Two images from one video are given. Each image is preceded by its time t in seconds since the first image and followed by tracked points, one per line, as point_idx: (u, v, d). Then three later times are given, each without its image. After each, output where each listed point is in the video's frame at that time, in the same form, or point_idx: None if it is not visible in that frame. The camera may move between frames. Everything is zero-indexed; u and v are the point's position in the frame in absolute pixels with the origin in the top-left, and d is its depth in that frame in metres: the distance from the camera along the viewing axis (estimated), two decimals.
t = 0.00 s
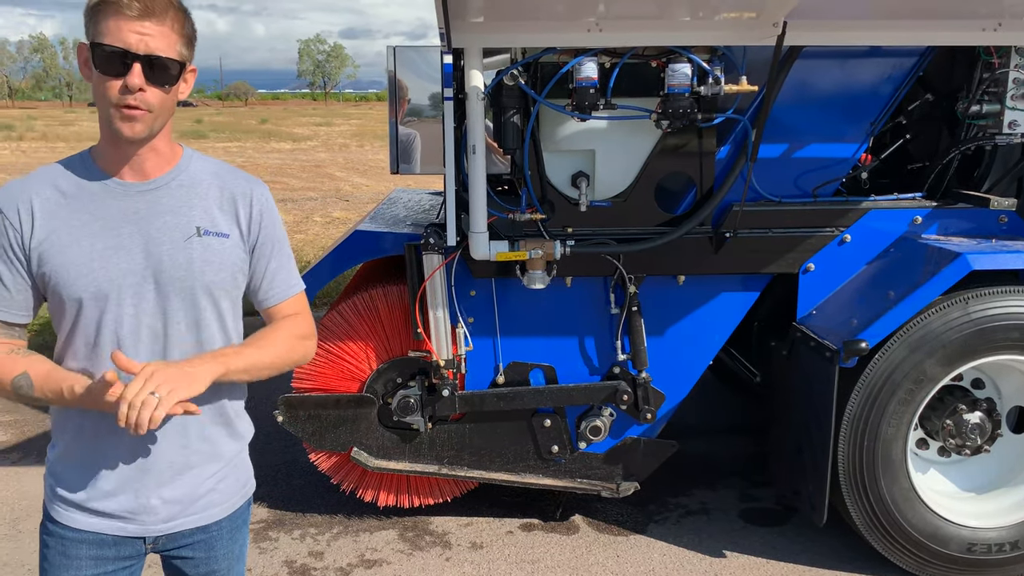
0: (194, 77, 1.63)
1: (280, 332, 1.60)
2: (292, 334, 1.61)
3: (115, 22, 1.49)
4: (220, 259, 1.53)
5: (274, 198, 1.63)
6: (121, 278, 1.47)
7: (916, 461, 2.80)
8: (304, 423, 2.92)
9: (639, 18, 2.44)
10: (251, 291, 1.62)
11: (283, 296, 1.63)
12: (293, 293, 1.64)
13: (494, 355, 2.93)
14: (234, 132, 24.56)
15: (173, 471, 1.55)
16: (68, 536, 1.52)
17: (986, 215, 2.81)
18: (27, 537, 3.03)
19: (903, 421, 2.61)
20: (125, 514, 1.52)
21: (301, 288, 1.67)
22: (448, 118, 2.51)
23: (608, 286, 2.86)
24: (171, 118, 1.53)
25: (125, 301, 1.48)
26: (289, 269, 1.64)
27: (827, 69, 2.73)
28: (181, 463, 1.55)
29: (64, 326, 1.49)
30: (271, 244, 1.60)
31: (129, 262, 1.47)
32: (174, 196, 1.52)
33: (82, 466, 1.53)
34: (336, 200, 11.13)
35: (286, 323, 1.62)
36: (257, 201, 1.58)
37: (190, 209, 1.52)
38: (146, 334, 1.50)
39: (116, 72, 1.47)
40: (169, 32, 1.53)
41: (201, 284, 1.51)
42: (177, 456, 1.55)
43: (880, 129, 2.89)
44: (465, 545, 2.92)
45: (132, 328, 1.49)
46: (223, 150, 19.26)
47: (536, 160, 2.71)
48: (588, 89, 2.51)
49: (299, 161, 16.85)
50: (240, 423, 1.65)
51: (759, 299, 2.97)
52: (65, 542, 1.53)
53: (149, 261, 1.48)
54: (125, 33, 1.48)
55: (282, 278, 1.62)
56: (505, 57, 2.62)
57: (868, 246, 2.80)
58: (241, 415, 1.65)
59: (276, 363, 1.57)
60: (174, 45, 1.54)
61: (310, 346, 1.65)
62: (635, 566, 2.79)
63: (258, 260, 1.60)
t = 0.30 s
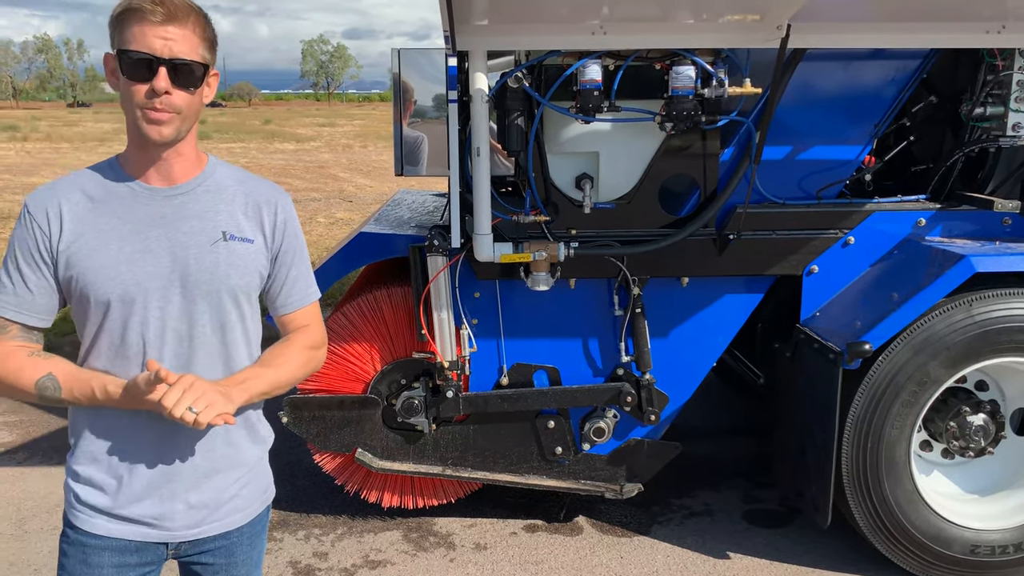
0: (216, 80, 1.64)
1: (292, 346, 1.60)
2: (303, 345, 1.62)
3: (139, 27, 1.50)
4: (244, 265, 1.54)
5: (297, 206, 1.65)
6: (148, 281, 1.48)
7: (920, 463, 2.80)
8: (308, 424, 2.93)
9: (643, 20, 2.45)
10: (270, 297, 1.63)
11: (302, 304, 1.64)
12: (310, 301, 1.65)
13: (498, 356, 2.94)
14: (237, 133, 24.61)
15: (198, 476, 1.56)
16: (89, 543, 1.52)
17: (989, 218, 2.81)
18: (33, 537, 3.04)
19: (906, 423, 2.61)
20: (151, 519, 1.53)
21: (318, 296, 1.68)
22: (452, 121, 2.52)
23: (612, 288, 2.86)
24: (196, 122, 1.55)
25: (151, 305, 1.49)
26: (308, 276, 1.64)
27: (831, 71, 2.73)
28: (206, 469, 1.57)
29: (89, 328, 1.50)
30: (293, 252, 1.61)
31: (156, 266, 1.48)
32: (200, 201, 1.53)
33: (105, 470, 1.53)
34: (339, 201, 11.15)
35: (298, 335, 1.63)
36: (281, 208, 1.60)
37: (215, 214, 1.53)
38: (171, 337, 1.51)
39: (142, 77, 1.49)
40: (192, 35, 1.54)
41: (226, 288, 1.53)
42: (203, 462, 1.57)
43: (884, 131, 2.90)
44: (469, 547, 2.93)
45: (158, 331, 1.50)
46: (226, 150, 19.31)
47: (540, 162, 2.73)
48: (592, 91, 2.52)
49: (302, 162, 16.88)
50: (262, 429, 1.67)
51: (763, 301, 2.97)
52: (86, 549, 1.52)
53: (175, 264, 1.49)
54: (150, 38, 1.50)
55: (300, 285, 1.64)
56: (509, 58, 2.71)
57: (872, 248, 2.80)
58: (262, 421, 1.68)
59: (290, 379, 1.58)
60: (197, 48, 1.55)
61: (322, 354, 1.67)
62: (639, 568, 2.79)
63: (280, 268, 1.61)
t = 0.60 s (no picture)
0: (235, 85, 1.66)
1: (309, 350, 1.61)
2: (320, 349, 1.63)
3: (158, 35, 1.52)
4: (262, 269, 1.55)
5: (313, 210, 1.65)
6: (168, 285, 1.49)
7: (923, 464, 2.80)
8: (313, 425, 2.94)
9: (647, 23, 2.46)
10: (287, 301, 1.64)
11: (317, 308, 1.64)
12: (326, 305, 1.66)
13: (502, 357, 2.94)
14: (241, 133, 24.65)
15: (218, 477, 1.57)
16: (111, 544, 1.52)
17: (994, 219, 2.81)
18: (39, 537, 3.06)
19: (910, 425, 2.61)
20: (172, 519, 1.54)
21: (336, 300, 1.69)
22: (457, 124, 2.53)
23: (616, 289, 2.87)
24: (216, 127, 1.57)
25: (171, 308, 1.50)
26: (324, 280, 1.65)
27: (836, 73, 2.74)
28: (225, 469, 1.58)
29: (109, 331, 1.51)
30: (309, 256, 1.62)
31: (175, 270, 1.49)
32: (219, 206, 1.54)
33: (125, 471, 1.54)
34: (342, 202, 11.17)
35: (315, 339, 1.64)
36: (298, 213, 1.61)
37: (234, 219, 1.54)
38: (190, 340, 1.52)
39: (162, 84, 1.50)
40: (210, 41, 1.56)
41: (244, 292, 1.53)
42: (222, 463, 1.58)
43: (887, 133, 2.91)
44: (474, 547, 2.94)
45: (177, 334, 1.51)
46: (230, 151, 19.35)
47: (544, 164, 2.72)
48: (596, 93, 2.53)
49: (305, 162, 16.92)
50: (278, 430, 1.69)
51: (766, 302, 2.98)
52: (109, 550, 1.52)
53: (194, 268, 1.50)
54: (169, 46, 1.52)
55: (316, 290, 1.64)
56: (514, 60, 2.71)
57: (876, 250, 2.81)
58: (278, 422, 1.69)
59: (306, 383, 1.58)
60: (216, 54, 1.57)
61: (339, 358, 1.67)
62: (643, 568, 2.80)
63: (296, 272, 1.62)
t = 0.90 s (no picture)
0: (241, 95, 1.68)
1: (310, 358, 1.63)
2: (321, 357, 1.65)
3: (168, 46, 1.54)
4: (266, 276, 1.58)
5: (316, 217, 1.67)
6: (173, 293, 1.51)
7: (925, 467, 2.81)
8: (318, 427, 2.95)
9: (649, 28, 2.47)
10: (290, 307, 1.66)
11: (318, 315, 1.67)
12: (327, 312, 1.68)
13: (505, 360, 2.96)
14: (245, 134, 24.73)
15: (222, 483, 1.59)
16: (117, 548, 1.55)
17: (995, 223, 2.81)
18: (46, 538, 3.08)
19: (911, 428, 2.63)
20: (177, 524, 1.56)
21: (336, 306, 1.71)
22: (461, 128, 2.55)
23: (619, 292, 2.88)
24: (221, 137, 1.59)
25: (176, 316, 1.52)
26: (326, 287, 1.68)
27: (839, 77, 2.77)
28: (230, 475, 1.60)
29: (116, 338, 1.53)
30: (312, 262, 1.64)
31: (180, 278, 1.52)
32: (223, 214, 1.56)
33: (132, 477, 1.56)
34: (347, 203, 11.20)
35: (316, 347, 1.66)
36: (302, 219, 1.62)
37: (238, 227, 1.56)
38: (196, 348, 1.54)
39: (169, 94, 1.53)
40: (219, 54, 1.58)
41: (249, 299, 1.56)
42: (226, 468, 1.60)
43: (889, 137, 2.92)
44: (477, 549, 2.96)
45: (182, 342, 1.53)
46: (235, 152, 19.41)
47: (547, 169, 2.74)
48: (599, 98, 2.55)
49: (310, 163, 16.98)
50: (282, 435, 1.70)
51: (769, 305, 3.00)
52: (115, 554, 1.55)
53: (199, 277, 1.52)
54: (178, 57, 1.54)
55: (318, 296, 1.66)
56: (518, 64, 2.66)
57: (878, 254, 2.82)
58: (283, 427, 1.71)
59: (308, 392, 1.60)
60: (224, 66, 1.59)
61: (340, 365, 1.70)
62: (645, 570, 2.81)
63: (300, 278, 1.64)
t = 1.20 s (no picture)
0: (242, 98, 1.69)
1: (314, 356, 1.66)
2: (324, 357, 1.67)
3: (169, 50, 1.55)
4: (269, 285, 1.60)
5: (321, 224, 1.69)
6: (176, 303, 1.53)
7: (928, 470, 2.83)
8: (324, 430, 2.96)
9: (653, 34, 2.49)
10: (293, 314, 1.69)
11: (322, 322, 1.69)
12: (330, 319, 1.70)
13: (510, 363, 2.98)
14: (250, 135, 24.76)
15: (225, 489, 1.61)
16: (120, 553, 1.57)
17: (998, 227, 2.82)
18: (54, 539, 3.11)
19: (914, 431, 2.64)
20: (179, 530, 1.57)
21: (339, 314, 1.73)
22: (466, 132, 2.56)
23: (623, 295, 2.90)
24: (225, 142, 1.60)
25: (179, 325, 1.54)
26: (330, 294, 1.70)
27: (842, 81, 2.77)
28: (232, 481, 1.62)
29: (119, 347, 1.55)
30: (316, 270, 1.66)
31: (183, 288, 1.54)
32: (226, 222, 1.57)
33: (135, 483, 1.58)
34: (352, 204, 11.23)
35: (318, 347, 1.68)
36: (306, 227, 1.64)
37: (241, 236, 1.58)
38: (198, 356, 1.57)
39: (173, 99, 1.53)
40: (220, 57, 1.59)
41: (252, 309, 1.58)
42: (228, 475, 1.62)
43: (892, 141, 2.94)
44: (481, 551, 2.98)
45: (185, 350, 1.56)
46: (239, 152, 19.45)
47: (552, 172, 2.77)
48: (604, 103, 2.56)
49: (314, 164, 17.01)
50: (284, 442, 1.73)
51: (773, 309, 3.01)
52: (118, 559, 1.57)
53: (201, 286, 1.55)
54: (180, 62, 1.54)
55: (322, 304, 1.68)
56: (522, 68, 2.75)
57: (882, 258, 2.83)
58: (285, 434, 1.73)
59: (313, 387, 1.62)
60: (225, 69, 1.60)
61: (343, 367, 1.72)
62: (649, 572, 2.83)
63: (304, 285, 1.66)
